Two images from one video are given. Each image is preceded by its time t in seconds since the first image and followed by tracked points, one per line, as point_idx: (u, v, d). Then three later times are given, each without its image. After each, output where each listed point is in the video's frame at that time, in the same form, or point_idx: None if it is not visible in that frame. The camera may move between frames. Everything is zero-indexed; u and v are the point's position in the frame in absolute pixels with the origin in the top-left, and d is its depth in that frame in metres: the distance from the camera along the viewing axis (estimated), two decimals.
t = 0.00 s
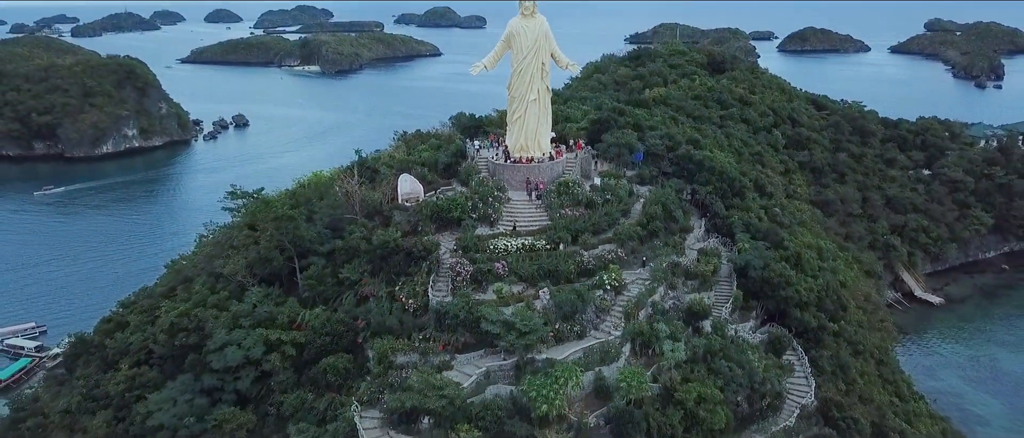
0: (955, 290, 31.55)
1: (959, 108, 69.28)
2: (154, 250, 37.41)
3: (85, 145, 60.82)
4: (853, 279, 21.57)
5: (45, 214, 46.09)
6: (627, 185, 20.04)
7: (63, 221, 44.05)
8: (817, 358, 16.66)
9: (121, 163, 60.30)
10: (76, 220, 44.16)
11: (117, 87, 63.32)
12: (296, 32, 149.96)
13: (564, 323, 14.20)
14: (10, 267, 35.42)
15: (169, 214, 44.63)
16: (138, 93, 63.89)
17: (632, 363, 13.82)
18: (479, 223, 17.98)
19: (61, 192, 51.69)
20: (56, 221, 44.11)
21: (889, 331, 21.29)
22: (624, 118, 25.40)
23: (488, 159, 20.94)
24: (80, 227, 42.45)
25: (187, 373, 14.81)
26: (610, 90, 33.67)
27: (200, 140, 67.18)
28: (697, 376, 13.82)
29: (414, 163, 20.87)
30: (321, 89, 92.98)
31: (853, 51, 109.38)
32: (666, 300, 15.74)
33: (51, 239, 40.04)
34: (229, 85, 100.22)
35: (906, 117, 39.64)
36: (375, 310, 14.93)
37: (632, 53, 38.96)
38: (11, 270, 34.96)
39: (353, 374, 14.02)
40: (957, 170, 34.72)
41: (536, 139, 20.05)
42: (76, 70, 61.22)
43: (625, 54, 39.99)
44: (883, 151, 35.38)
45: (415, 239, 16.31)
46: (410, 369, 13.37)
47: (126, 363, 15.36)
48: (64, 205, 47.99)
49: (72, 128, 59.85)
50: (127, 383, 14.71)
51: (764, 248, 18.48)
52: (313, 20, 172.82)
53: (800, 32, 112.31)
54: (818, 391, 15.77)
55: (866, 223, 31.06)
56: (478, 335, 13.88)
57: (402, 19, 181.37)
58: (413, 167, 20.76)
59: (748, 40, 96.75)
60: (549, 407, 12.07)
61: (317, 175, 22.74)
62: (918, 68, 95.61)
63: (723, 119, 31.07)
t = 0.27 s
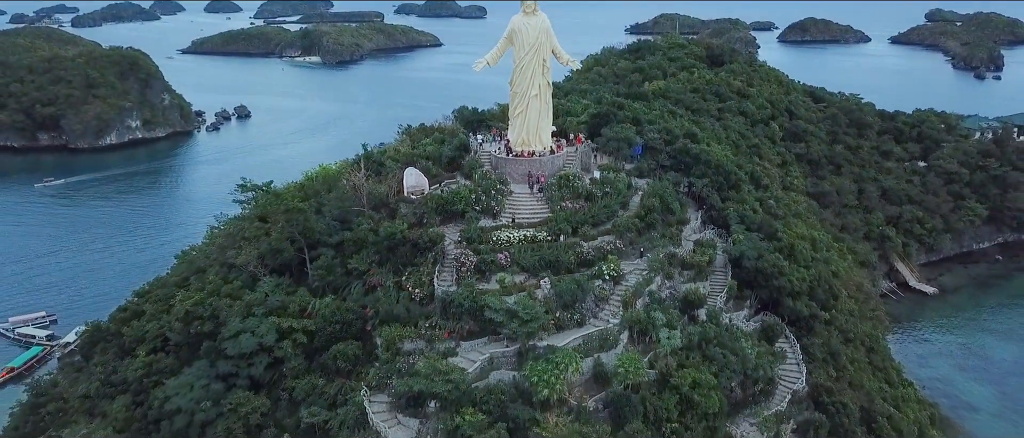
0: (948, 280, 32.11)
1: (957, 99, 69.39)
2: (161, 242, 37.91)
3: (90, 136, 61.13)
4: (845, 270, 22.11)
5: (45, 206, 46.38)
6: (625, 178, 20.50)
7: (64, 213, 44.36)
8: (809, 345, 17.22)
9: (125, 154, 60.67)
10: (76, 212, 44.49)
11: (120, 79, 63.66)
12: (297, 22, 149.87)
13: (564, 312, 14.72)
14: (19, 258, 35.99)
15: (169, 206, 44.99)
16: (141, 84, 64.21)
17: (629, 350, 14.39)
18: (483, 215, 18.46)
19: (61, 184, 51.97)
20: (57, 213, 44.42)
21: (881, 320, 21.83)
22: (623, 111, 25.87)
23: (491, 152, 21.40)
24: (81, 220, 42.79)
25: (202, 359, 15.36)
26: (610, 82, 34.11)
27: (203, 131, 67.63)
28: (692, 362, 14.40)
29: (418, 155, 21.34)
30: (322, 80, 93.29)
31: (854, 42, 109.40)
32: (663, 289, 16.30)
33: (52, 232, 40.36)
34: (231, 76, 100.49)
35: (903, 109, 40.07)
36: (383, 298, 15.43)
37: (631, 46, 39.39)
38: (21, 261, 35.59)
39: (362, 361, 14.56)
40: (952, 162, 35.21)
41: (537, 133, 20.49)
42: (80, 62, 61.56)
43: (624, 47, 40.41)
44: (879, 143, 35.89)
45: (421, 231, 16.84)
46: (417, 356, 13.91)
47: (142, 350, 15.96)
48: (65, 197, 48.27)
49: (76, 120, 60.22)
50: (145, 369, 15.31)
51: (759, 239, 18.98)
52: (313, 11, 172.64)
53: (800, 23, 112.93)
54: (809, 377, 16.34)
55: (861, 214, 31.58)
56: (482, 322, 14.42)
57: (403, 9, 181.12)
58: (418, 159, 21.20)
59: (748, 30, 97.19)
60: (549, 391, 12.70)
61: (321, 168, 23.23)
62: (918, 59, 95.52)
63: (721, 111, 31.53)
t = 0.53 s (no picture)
0: (942, 272, 32.66)
1: (953, 92, 69.49)
2: (168, 234, 38.48)
3: (93, 129, 61.60)
4: (839, 262, 22.65)
5: (46, 200, 46.71)
6: (624, 173, 20.99)
7: (65, 207, 44.66)
8: (802, 335, 17.76)
9: (128, 147, 61.13)
10: (77, 206, 44.81)
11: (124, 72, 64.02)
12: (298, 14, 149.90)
13: (565, 303, 15.24)
14: (27, 251, 36.53)
15: (170, 200, 45.32)
16: (144, 77, 64.57)
17: (627, 339, 14.94)
18: (487, 209, 18.94)
19: (63, 178, 52.28)
20: (58, 207, 44.74)
21: (874, 311, 22.36)
22: (622, 106, 26.35)
23: (493, 148, 21.87)
24: (83, 213, 43.14)
25: (216, 347, 15.94)
26: (610, 77, 34.58)
27: (205, 124, 68.06)
28: (688, 351, 14.96)
29: (422, 150, 21.83)
30: (323, 72, 93.64)
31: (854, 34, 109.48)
32: (660, 280, 16.84)
33: (55, 225, 40.78)
34: (232, 68, 100.82)
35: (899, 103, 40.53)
36: (390, 289, 15.97)
37: (631, 40, 39.82)
38: (29, 253, 36.14)
39: (370, 349, 15.10)
40: (947, 155, 35.70)
41: (539, 129, 20.97)
42: (83, 55, 61.91)
43: (624, 41, 40.85)
44: (875, 137, 36.41)
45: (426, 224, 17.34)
46: (423, 345, 14.47)
47: (158, 339, 16.54)
48: (66, 191, 48.57)
49: (79, 113, 60.69)
50: (162, 358, 15.89)
51: (753, 232, 19.51)
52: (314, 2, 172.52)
53: (801, 15, 112.95)
54: (801, 365, 16.92)
55: (857, 207, 32.12)
56: (485, 312, 14.96)
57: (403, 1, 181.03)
58: (423, 154, 21.70)
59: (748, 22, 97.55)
60: (550, 379, 13.25)
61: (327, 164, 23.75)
62: (917, 51, 95.57)
63: (719, 106, 32.03)
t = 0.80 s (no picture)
0: (936, 266, 33.19)
1: (953, 87, 69.59)
2: (171, 230, 38.82)
3: (97, 124, 62.04)
4: (833, 257, 23.16)
5: (50, 195, 47.12)
6: (624, 171, 21.50)
7: (65, 203, 44.91)
8: (796, 327, 18.31)
9: (132, 142, 61.55)
10: (78, 202, 45.06)
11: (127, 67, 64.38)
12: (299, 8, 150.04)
13: (565, 297, 15.74)
14: (34, 246, 37.00)
15: (169, 197, 45.53)
16: (147, 73, 64.93)
17: (626, 332, 15.49)
18: (489, 206, 19.44)
19: (63, 174, 52.52)
20: (59, 204, 44.99)
21: (867, 305, 22.89)
22: (621, 104, 26.83)
23: (495, 147, 22.36)
24: (83, 210, 43.38)
25: (229, 340, 16.49)
26: (610, 74, 35.04)
27: (208, 119, 68.48)
28: (684, 343, 15.49)
29: (426, 148, 22.32)
30: (324, 67, 93.99)
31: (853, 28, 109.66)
32: (657, 275, 17.37)
33: (60, 221, 41.18)
34: (233, 62, 101.17)
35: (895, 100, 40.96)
36: (396, 284, 16.49)
37: (631, 37, 40.27)
38: (36, 249, 36.60)
39: (377, 341, 15.65)
40: (943, 151, 36.21)
41: (540, 127, 21.46)
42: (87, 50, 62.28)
43: (624, 38, 41.30)
44: (871, 133, 36.89)
45: (431, 221, 17.87)
46: (429, 338, 15.00)
47: (173, 333, 17.10)
48: (65, 187, 48.80)
49: (83, 108, 61.09)
50: (177, 350, 16.48)
51: (748, 229, 20.02)
52: None
53: (800, 9, 113.06)
54: (794, 358, 17.46)
55: (852, 202, 32.62)
56: (488, 306, 15.48)
57: None
58: (427, 152, 22.20)
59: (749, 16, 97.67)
60: (551, 370, 13.78)
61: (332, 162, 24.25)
62: (917, 45, 95.76)
63: (717, 103, 32.50)
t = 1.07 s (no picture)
0: (931, 266, 33.71)
1: (951, 87, 70.01)
2: (173, 231, 39.15)
3: (101, 125, 62.50)
4: (827, 258, 23.68)
5: (55, 196, 47.60)
6: (623, 173, 22.03)
7: (65, 205, 45.17)
8: (790, 326, 18.83)
9: (135, 142, 62.02)
10: (78, 203, 45.33)
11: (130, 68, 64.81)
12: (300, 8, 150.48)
13: (566, 296, 16.26)
14: (41, 246, 37.49)
15: (170, 198, 45.85)
16: (151, 73, 65.34)
17: (625, 331, 16.00)
18: (492, 209, 19.94)
19: (63, 175, 52.78)
20: (59, 205, 45.26)
21: (860, 305, 23.42)
22: (620, 108, 27.34)
23: (498, 150, 22.86)
24: (84, 211, 43.66)
25: (241, 338, 17.03)
26: (610, 76, 35.55)
27: (210, 119, 68.96)
28: (681, 341, 16.02)
29: (430, 152, 22.83)
30: (326, 67, 94.46)
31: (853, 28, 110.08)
32: (655, 275, 17.89)
33: (65, 221, 41.64)
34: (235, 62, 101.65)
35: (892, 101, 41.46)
36: (402, 283, 17.00)
37: (630, 39, 40.77)
38: (43, 249, 37.10)
39: (385, 340, 16.16)
40: (938, 152, 36.74)
41: (541, 131, 21.95)
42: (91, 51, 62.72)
43: (624, 41, 41.80)
44: (868, 135, 37.40)
45: (435, 223, 18.41)
46: (434, 336, 15.53)
47: (186, 331, 17.64)
48: (65, 189, 49.04)
49: (87, 108, 61.57)
50: (191, 348, 17.02)
51: (744, 230, 20.55)
52: None
53: (800, 9, 113.53)
54: (788, 355, 17.99)
55: (848, 203, 33.14)
56: (492, 305, 16.00)
57: None
58: (431, 155, 22.72)
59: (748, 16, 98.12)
60: (552, 367, 14.30)
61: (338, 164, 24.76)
62: (916, 45, 96.20)
63: (715, 105, 33.01)
